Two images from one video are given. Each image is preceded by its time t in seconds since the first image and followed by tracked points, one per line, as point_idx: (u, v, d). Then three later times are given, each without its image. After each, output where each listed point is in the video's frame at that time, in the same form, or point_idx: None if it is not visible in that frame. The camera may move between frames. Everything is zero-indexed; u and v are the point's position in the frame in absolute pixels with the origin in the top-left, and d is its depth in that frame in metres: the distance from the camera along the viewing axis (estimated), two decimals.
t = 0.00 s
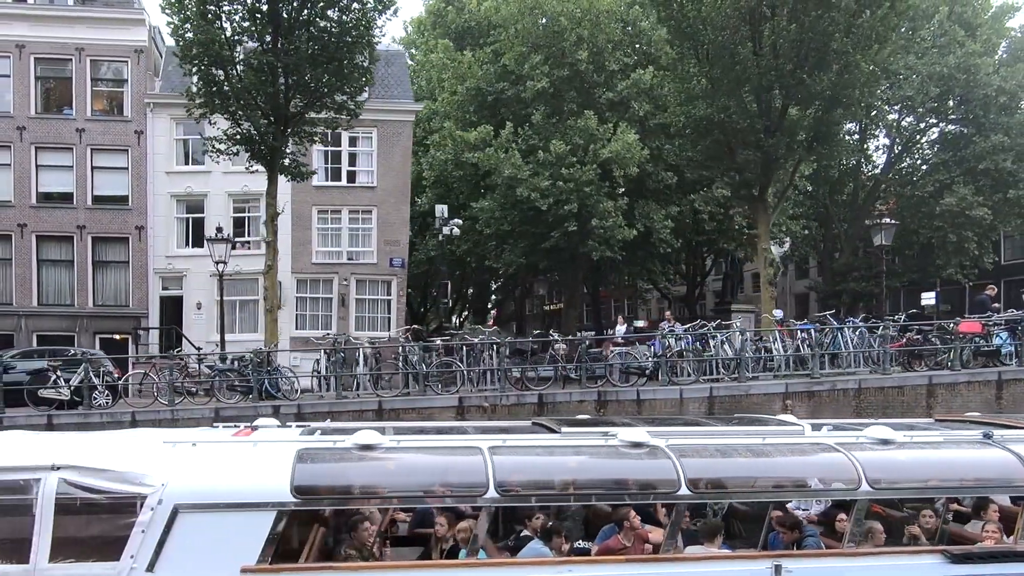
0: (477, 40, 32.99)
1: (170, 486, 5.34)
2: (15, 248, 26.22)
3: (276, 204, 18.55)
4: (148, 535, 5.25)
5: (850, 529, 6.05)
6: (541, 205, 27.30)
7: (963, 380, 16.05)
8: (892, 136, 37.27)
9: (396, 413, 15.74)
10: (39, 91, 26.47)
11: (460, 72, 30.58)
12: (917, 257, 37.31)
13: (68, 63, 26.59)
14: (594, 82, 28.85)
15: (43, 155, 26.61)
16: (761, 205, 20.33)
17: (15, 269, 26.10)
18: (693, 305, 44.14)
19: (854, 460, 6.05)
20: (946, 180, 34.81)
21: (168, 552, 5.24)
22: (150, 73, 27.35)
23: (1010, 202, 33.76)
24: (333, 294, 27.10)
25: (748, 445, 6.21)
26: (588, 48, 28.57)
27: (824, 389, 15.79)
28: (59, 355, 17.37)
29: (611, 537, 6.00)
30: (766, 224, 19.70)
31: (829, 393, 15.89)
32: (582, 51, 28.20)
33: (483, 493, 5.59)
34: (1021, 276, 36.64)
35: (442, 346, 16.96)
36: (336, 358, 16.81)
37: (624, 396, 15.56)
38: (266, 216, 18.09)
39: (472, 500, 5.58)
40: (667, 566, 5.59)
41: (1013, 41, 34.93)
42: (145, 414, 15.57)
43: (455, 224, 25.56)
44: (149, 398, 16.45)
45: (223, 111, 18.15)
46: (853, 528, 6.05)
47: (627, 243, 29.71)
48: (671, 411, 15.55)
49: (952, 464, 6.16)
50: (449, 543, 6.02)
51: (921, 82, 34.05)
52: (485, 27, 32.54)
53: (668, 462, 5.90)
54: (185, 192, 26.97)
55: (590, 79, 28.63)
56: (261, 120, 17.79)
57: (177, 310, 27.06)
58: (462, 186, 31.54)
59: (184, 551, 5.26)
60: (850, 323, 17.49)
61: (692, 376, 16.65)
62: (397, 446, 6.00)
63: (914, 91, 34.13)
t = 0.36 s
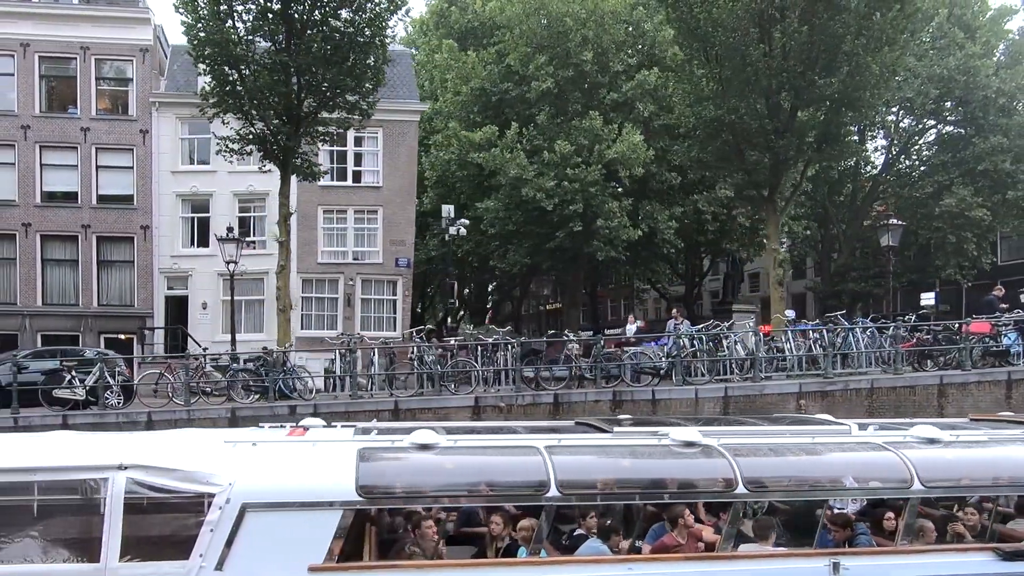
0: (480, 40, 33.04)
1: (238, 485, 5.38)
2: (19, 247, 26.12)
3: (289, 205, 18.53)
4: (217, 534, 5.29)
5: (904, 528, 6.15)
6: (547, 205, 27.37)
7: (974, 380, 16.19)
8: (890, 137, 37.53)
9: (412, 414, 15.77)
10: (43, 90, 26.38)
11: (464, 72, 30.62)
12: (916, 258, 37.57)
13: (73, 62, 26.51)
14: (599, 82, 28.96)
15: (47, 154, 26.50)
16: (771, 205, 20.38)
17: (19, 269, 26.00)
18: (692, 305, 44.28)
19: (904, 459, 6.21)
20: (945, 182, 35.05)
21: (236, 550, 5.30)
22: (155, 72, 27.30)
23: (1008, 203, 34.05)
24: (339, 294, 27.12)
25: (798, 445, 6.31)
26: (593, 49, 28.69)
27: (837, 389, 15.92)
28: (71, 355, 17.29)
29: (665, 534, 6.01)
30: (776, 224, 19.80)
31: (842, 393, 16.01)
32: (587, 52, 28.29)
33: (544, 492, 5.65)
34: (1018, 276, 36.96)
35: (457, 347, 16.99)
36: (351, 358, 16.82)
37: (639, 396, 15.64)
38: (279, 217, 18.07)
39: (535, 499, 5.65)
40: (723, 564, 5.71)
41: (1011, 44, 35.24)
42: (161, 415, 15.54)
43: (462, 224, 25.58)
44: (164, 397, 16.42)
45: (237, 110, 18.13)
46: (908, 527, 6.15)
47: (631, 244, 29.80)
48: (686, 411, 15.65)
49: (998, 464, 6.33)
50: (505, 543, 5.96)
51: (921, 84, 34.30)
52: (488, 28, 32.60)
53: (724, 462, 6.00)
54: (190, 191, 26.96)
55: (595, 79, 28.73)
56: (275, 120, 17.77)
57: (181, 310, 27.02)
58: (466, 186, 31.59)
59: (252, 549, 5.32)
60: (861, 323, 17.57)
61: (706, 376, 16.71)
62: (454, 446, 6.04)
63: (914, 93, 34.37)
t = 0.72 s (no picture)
0: (485, 40, 33.08)
1: (306, 484, 5.43)
2: (25, 247, 26.04)
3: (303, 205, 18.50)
4: (287, 532, 5.35)
5: (957, 524, 6.24)
6: (553, 205, 27.43)
7: (985, 379, 16.33)
8: (891, 138, 37.72)
9: (429, 414, 15.80)
10: (49, 88, 26.30)
11: (469, 73, 30.66)
12: (916, 259, 37.82)
13: (79, 61, 26.44)
14: (605, 83, 29.04)
15: (53, 153, 26.42)
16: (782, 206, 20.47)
17: (25, 268, 25.93)
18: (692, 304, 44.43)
19: (956, 458, 6.36)
20: (945, 183, 35.24)
21: (306, 548, 5.35)
22: (161, 71, 27.26)
23: (1008, 204, 34.28)
24: (346, 294, 27.18)
25: (849, 444, 6.44)
26: (599, 49, 28.77)
27: (851, 389, 16.04)
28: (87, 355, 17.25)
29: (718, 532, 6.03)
30: (787, 225, 19.91)
31: (856, 393, 16.13)
32: (593, 53, 28.37)
33: (607, 490, 5.76)
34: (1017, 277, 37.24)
35: (474, 347, 17.03)
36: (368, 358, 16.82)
37: (656, 396, 15.72)
38: (294, 216, 18.06)
39: (597, 497, 5.74)
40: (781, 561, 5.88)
41: (1010, 47, 35.48)
42: (179, 415, 15.53)
43: (470, 225, 25.63)
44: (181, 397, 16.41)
45: (251, 110, 18.10)
46: (960, 523, 6.25)
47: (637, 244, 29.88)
48: (703, 411, 15.73)
49: None
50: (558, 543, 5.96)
51: (921, 86, 34.53)
52: (493, 28, 32.65)
53: (781, 461, 6.12)
54: (197, 191, 26.94)
55: (600, 80, 28.84)
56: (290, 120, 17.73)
57: (188, 310, 27.03)
58: (470, 186, 31.63)
59: (321, 547, 5.37)
60: (874, 323, 17.71)
61: (722, 376, 16.79)
62: (511, 445, 6.10)
63: (915, 95, 34.58)
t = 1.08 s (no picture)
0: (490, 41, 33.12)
1: (374, 483, 5.49)
2: (32, 246, 25.99)
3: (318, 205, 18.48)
4: (356, 530, 5.40)
5: (1010, 521, 6.32)
6: (561, 205, 27.49)
7: (999, 379, 16.44)
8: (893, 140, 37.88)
9: (448, 414, 15.80)
10: (56, 87, 26.24)
11: (476, 73, 30.70)
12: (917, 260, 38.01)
13: (87, 60, 26.40)
14: (611, 84, 29.08)
15: (61, 153, 26.36)
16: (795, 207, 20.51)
17: (32, 267, 25.89)
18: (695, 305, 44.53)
19: (1006, 457, 6.47)
20: (947, 184, 35.38)
21: (375, 545, 5.41)
22: (169, 71, 27.23)
23: (1010, 206, 34.49)
24: (354, 294, 27.18)
25: (900, 443, 6.53)
26: (606, 50, 28.82)
27: (867, 389, 16.05)
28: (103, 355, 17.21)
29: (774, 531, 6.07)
30: (799, 225, 19.99)
31: (872, 392, 16.15)
32: (600, 53, 28.43)
33: (668, 488, 5.81)
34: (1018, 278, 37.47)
35: (491, 347, 17.04)
36: (385, 358, 16.80)
37: (673, 396, 15.75)
38: (309, 216, 18.04)
39: (659, 495, 5.80)
40: (835, 560, 5.99)
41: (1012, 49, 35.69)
42: (197, 415, 15.50)
43: (479, 225, 25.70)
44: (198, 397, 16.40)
45: (267, 109, 18.06)
46: (1013, 520, 6.33)
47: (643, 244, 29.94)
48: (721, 411, 15.77)
49: None
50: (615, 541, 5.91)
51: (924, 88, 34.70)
52: (499, 29, 32.68)
53: (836, 459, 6.20)
54: (206, 190, 26.99)
55: (607, 81, 28.90)
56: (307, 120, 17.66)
57: (195, 310, 27.09)
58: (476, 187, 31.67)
59: (390, 545, 5.44)
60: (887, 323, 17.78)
61: (739, 376, 16.79)
62: (570, 444, 6.16)
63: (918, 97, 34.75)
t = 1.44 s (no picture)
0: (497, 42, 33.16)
1: (440, 482, 5.54)
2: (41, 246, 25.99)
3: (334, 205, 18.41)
4: (424, 528, 5.46)
5: None
6: (570, 206, 27.56)
7: (1013, 379, 16.54)
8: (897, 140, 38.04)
9: (467, 415, 15.80)
10: (65, 87, 26.23)
11: (483, 74, 30.76)
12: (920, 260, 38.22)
13: (96, 60, 26.39)
14: (619, 84, 29.13)
15: (70, 153, 26.35)
16: (808, 208, 20.60)
17: (42, 267, 25.91)
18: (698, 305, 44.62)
19: None
20: (951, 185, 35.49)
21: (444, 544, 5.48)
22: (178, 71, 27.23)
23: (1013, 207, 34.73)
24: (363, 294, 27.19)
25: (948, 443, 6.63)
26: (614, 51, 28.86)
27: (884, 388, 16.10)
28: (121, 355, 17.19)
29: (828, 530, 6.12)
30: (812, 226, 20.06)
31: (888, 392, 16.20)
32: (609, 54, 28.49)
33: (728, 487, 5.88)
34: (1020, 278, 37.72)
35: (509, 347, 17.06)
36: (404, 357, 16.80)
37: (692, 395, 15.77)
38: (325, 216, 17.95)
39: (721, 495, 5.86)
40: (892, 558, 6.07)
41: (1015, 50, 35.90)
42: (218, 415, 15.48)
43: (489, 225, 25.75)
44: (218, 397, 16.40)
45: (284, 109, 18.03)
46: None
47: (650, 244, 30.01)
48: (739, 411, 15.84)
49: None
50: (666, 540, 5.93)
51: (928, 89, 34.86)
52: (506, 30, 32.72)
53: (890, 458, 6.30)
54: (215, 190, 27.00)
55: (615, 81, 28.95)
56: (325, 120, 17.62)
57: (205, 310, 27.07)
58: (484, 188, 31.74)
59: (457, 544, 5.50)
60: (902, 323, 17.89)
61: (756, 376, 16.82)
62: (627, 443, 6.24)
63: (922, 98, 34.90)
